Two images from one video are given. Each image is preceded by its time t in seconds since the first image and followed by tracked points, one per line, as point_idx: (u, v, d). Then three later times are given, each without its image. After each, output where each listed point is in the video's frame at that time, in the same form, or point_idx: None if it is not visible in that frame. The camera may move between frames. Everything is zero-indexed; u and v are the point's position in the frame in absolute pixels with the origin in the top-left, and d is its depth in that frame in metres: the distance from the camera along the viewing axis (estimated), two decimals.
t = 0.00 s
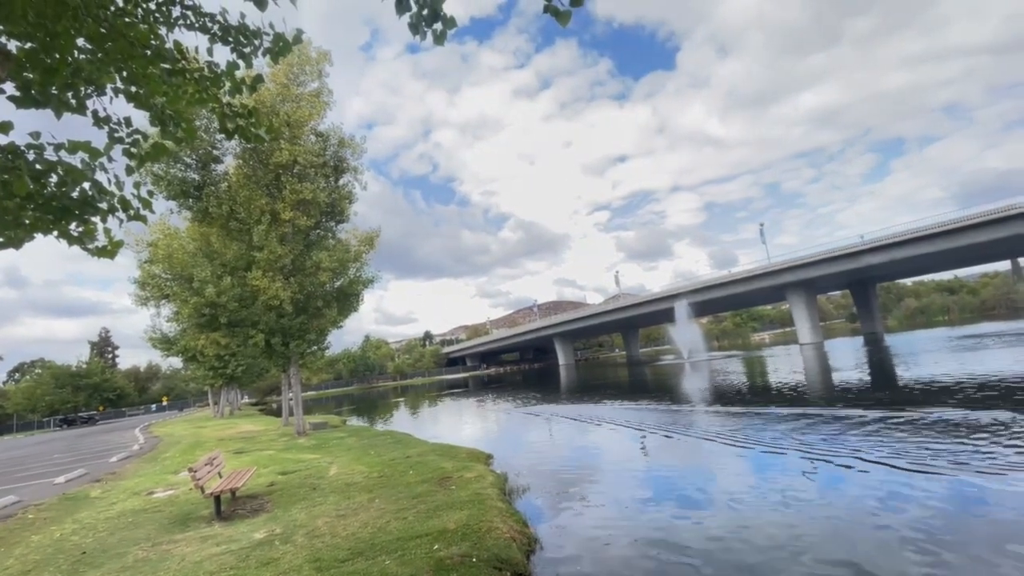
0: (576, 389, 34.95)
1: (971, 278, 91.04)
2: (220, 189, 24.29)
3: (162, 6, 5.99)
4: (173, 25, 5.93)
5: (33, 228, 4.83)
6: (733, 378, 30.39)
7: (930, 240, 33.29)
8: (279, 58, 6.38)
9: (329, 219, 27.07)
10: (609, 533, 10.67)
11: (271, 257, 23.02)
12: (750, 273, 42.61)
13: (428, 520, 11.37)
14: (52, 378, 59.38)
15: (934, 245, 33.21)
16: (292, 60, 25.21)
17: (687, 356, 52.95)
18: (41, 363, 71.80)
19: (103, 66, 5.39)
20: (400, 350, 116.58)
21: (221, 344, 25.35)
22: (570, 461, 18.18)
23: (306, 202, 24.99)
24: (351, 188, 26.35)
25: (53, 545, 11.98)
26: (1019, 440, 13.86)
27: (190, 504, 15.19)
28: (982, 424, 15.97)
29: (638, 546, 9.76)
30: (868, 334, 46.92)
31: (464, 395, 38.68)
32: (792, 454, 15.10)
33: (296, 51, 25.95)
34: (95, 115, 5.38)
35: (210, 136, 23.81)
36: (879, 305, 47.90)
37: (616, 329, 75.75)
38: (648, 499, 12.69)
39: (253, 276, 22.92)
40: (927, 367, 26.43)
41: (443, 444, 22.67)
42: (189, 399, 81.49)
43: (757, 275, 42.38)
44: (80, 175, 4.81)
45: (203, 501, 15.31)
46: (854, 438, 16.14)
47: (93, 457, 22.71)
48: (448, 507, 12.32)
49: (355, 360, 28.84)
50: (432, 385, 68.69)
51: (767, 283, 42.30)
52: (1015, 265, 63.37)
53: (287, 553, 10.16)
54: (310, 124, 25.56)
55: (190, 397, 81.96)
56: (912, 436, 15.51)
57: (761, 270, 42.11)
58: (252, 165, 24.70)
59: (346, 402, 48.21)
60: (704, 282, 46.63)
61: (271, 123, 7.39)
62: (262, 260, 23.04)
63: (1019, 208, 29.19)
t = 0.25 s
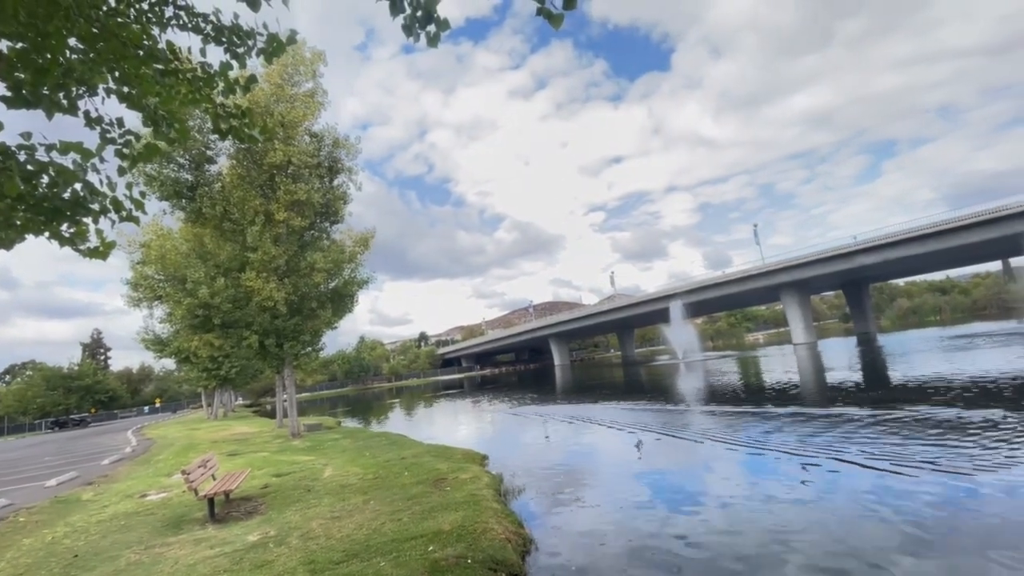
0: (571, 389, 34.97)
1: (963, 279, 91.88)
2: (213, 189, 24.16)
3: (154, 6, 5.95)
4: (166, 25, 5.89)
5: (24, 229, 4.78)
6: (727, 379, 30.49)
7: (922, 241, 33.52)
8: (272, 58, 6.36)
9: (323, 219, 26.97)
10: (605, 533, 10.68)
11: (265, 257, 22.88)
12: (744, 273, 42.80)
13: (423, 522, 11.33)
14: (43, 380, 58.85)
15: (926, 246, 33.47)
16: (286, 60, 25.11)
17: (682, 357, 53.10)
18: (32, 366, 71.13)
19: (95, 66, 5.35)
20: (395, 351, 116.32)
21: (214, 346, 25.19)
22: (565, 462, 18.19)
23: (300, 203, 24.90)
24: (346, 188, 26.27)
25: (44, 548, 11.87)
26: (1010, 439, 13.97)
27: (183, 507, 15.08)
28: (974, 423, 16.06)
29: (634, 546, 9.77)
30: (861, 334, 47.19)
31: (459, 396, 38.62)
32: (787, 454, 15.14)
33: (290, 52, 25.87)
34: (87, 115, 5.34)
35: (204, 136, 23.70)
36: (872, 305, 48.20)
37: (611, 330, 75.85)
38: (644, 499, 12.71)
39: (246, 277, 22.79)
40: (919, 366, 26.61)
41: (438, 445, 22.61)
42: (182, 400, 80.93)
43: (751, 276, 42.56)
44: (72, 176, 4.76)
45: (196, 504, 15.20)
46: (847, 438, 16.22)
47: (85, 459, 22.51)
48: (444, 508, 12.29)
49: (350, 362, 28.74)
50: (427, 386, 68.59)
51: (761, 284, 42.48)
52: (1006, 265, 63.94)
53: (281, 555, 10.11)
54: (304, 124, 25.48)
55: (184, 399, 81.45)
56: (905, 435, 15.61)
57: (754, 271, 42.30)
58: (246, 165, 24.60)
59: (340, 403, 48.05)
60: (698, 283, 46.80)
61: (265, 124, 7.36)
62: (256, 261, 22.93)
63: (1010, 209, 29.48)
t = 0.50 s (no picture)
0: (564, 390, 34.99)
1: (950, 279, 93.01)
2: (203, 190, 23.95)
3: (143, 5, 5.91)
4: (156, 24, 5.84)
5: (11, 229, 4.70)
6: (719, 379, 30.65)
7: (911, 242, 33.88)
8: (263, 59, 6.35)
9: (315, 220, 26.83)
10: (598, 534, 10.68)
11: (256, 258, 22.71)
12: (735, 274, 43.06)
13: (416, 524, 11.28)
14: (30, 383, 58.07)
15: (915, 247, 33.85)
16: (278, 60, 24.97)
17: (674, 357, 53.31)
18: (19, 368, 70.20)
19: (83, 66, 5.29)
20: (388, 353, 115.91)
21: (204, 347, 24.95)
22: (558, 463, 18.18)
23: (292, 203, 24.75)
24: (338, 189, 26.15)
25: (31, 553, 11.69)
26: (998, 438, 14.12)
27: (172, 510, 14.92)
28: (961, 422, 16.25)
29: (627, 547, 9.78)
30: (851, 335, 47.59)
31: (452, 398, 38.52)
32: (778, 454, 15.24)
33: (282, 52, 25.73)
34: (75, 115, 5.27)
35: (194, 136, 23.51)
36: (861, 306, 48.64)
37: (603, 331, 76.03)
38: (636, 500, 12.74)
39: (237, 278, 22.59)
40: (908, 366, 26.86)
41: (431, 446, 22.53)
42: (173, 402, 80.13)
43: (743, 277, 42.83)
44: (59, 177, 4.70)
45: (186, 507, 15.05)
46: (837, 438, 16.34)
47: (73, 463, 22.22)
48: (437, 510, 12.24)
49: (342, 363, 28.58)
50: (420, 387, 68.37)
51: (752, 284, 42.75)
52: (992, 266, 64.80)
53: (273, 558, 10.01)
54: (296, 124, 25.35)
55: (174, 400, 80.60)
56: (893, 435, 15.76)
57: (746, 272, 42.58)
58: (237, 165, 24.43)
59: (332, 405, 47.76)
60: (690, 284, 47.03)
61: (256, 124, 7.31)
62: (247, 262, 22.73)
63: (996, 211, 29.88)
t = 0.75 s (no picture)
0: (556, 390, 35.01)
1: (936, 281, 94.24)
2: (192, 189, 23.70)
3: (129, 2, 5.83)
4: (143, 22, 5.78)
5: None
6: (710, 379, 30.81)
7: (898, 244, 34.26)
8: (252, 57, 6.30)
9: (306, 220, 26.65)
10: (591, 534, 10.69)
11: (246, 258, 22.48)
12: (726, 275, 43.34)
13: (407, 525, 11.22)
14: (16, 384, 57.22)
15: (902, 249, 34.24)
16: (268, 59, 24.76)
17: (665, 358, 53.55)
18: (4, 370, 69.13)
19: (69, 64, 5.23)
20: (379, 354, 115.43)
21: (193, 348, 24.69)
22: (550, 463, 18.19)
23: (282, 203, 24.55)
24: (328, 189, 25.98)
25: (17, 557, 11.50)
26: (983, 437, 14.31)
27: (161, 513, 14.74)
28: (948, 422, 16.44)
29: (620, 547, 9.79)
30: (839, 335, 48.04)
31: (444, 399, 38.40)
32: (769, 454, 15.33)
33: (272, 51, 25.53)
34: (61, 113, 5.20)
35: (183, 135, 23.26)
36: (849, 307, 49.10)
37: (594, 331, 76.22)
38: (628, 499, 12.79)
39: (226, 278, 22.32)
40: (896, 366, 27.15)
41: (423, 448, 22.43)
42: (161, 404, 79.24)
43: (733, 278, 43.11)
44: (44, 176, 4.63)
45: (175, 510, 14.87)
46: (826, 437, 16.49)
47: (59, 465, 21.89)
48: (428, 512, 12.20)
49: (332, 364, 28.40)
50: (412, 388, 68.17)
51: (743, 285, 43.04)
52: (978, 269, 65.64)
53: (262, 561, 9.91)
54: (286, 124, 25.18)
55: (162, 402, 79.66)
56: (882, 434, 15.91)
57: (736, 273, 42.85)
58: (226, 165, 24.23)
59: (323, 407, 47.46)
60: (681, 285, 47.27)
61: (244, 124, 7.24)
62: (236, 262, 22.49)
63: (981, 213, 30.34)
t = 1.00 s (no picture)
0: (546, 391, 35.04)
1: (920, 282, 95.70)
2: (179, 188, 23.42)
3: None
4: (128, 19, 5.73)
5: None
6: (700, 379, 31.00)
7: (884, 245, 34.71)
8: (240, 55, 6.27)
9: (295, 220, 26.45)
10: (582, 535, 10.70)
11: (235, 258, 22.23)
12: (715, 276, 43.66)
13: (397, 527, 11.16)
14: None
15: (888, 251, 34.71)
16: (258, 57, 24.57)
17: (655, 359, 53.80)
18: None
19: (53, 60, 5.16)
20: (369, 354, 114.90)
21: (180, 349, 24.37)
22: (541, 464, 18.18)
23: (271, 203, 24.33)
24: (318, 189, 25.82)
25: None
26: (967, 436, 14.52)
27: (146, 517, 14.52)
28: (933, 421, 16.65)
29: (610, 547, 9.81)
30: (826, 336, 48.54)
31: (435, 399, 38.28)
32: (757, 454, 15.44)
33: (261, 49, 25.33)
34: (44, 110, 5.13)
35: (170, 133, 22.99)
36: (837, 308, 49.62)
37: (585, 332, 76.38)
38: (619, 500, 12.82)
39: (214, 278, 21.96)
40: (882, 367, 27.48)
41: (413, 449, 22.34)
42: (147, 405, 78.23)
43: (722, 279, 43.42)
44: (27, 174, 4.55)
45: (161, 513, 14.65)
46: (814, 437, 16.65)
47: (41, 469, 21.50)
48: (418, 513, 12.13)
49: (322, 365, 28.20)
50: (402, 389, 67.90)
51: (732, 287, 43.37)
52: (962, 271, 66.68)
53: (250, 564, 9.80)
54: (276, 123, 24.99)
55: (148, 403, 78.52)
56: (869, 434, 16.07)
57: (725, 274, 43.18)
58: (214, 164, 24.00)
59: (313, 408, 47.13)
60: (671, 286, 47.53)
61: (233, 122, 7.20)
62: (225, 262, 22.16)
63: (964, 215, 30.87)
